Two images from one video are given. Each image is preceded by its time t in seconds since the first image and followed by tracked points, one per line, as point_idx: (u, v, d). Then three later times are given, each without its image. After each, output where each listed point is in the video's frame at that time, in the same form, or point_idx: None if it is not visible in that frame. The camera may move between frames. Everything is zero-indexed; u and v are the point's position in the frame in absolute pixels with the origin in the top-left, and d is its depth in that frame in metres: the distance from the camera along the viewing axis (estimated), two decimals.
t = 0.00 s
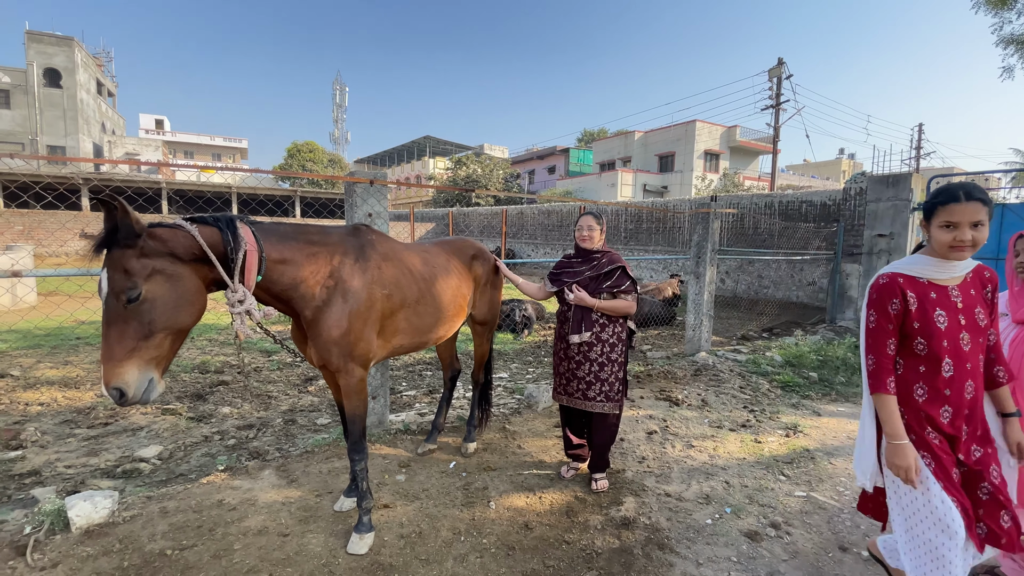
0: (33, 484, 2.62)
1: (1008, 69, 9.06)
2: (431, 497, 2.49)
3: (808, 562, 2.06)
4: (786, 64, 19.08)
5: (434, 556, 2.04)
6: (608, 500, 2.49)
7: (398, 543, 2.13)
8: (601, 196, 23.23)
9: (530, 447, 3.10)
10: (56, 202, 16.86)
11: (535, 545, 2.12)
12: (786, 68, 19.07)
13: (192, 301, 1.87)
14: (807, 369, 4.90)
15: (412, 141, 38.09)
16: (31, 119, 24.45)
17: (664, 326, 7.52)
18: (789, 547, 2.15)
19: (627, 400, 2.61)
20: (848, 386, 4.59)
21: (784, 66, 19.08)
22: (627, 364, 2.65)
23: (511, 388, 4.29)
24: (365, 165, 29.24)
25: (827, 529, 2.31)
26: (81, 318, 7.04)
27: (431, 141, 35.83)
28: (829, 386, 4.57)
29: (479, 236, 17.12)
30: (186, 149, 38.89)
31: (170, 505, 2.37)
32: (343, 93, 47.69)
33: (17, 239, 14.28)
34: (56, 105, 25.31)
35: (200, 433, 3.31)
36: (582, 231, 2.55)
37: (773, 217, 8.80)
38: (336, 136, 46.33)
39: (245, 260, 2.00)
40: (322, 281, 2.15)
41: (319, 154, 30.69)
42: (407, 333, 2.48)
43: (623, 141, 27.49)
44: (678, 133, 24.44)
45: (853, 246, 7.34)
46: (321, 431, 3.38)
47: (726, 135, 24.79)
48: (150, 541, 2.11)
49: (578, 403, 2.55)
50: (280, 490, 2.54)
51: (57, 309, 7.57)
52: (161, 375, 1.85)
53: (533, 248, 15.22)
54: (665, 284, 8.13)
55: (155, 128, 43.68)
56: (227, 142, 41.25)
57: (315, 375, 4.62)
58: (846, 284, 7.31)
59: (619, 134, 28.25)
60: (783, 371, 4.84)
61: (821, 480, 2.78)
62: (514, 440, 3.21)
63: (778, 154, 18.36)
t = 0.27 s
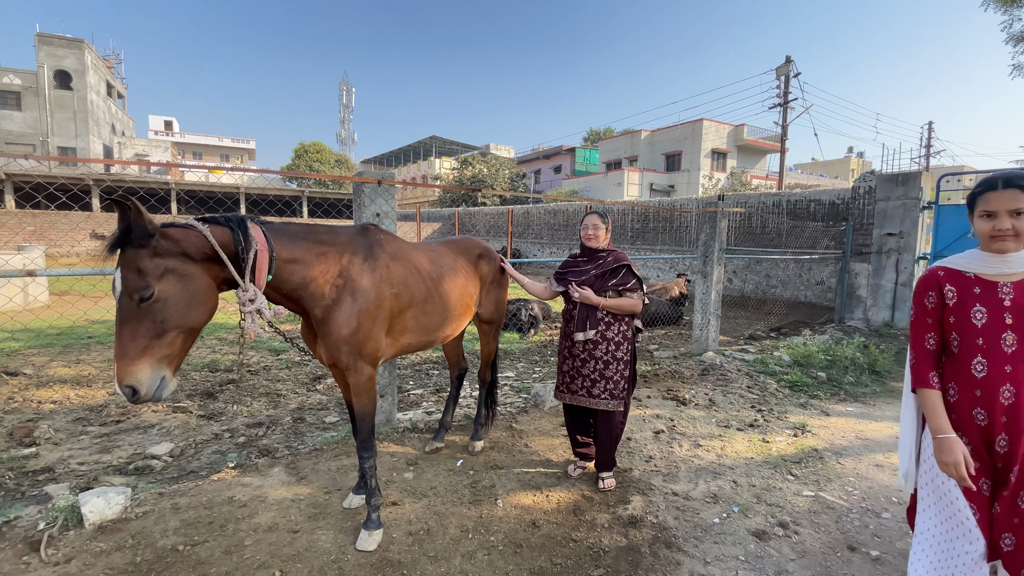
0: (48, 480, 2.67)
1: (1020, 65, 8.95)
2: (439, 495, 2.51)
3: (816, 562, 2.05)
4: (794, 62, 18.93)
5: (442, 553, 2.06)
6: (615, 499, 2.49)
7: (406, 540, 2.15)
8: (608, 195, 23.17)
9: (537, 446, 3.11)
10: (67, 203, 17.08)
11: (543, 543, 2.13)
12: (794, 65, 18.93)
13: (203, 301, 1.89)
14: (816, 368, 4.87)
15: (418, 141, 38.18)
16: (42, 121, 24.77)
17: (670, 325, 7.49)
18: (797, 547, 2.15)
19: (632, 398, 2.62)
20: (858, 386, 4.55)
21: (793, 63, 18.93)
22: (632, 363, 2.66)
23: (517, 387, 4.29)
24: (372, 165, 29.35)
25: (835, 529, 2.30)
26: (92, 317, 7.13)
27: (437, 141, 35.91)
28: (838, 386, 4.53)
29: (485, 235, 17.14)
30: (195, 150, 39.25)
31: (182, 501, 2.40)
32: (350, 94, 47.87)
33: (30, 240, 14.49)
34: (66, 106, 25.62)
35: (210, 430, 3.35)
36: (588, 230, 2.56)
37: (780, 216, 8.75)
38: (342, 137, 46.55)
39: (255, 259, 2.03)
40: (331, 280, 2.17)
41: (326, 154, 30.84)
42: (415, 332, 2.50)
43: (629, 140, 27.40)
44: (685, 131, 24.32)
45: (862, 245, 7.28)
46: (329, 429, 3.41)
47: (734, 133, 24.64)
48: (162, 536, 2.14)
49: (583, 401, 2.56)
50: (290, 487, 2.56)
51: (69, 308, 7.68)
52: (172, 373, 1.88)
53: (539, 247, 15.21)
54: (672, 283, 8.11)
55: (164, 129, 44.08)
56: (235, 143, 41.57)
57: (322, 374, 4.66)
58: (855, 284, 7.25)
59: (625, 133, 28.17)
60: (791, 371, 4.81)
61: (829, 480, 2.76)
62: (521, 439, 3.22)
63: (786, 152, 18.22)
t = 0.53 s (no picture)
0: (58, 477, 2.70)
1: None
2: (444, 493, 2.52)
3: (821, 563, 2.04)
4: (801, 60, 18.81)
5: (446, 552, 2.07)
6: (620, 499, 2.49)
7: (411, 538, 2.16)
8: (613, 195, 23.12)
9: (541, 445, 3.11)
10: (77, 203, 17.27)
11: (547, 542, 2.13)
12: (801, 64, 18.81)
13: (209, 301, 1.91)
14: (822, 369, 4.84)
15: (423, 141, 38.26)
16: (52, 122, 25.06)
17: (676, 325, 7.47)
18: (802, 547, 2.14)
19: (636, 397, 2.62)
20: (864, 387, 4.52)
21: (800, 62, 18.81)
22: (635, 363, 2.66)
23: (522, 387, 4.30)
24: (378, 166, 29.45)
25: (840, 529, 2.29)
26: (102, 317, 7.21)
27: (442, 141, 35.96)
28: (844, 387, 4.50)
29: (490, 235, 17.16)
30: (202, 151, 39.54)
31: (190, 499, 2.43)
32: (356, 94, 48.04)
33: (41, 240, 14.67)
34: (76, 108, 25.90)
35: (217, 429, 3.38)
36: (592, 230, 2.56)
37: (787, 216, 8.70)
38: (349, 137, 46.74)
39: (261, 260, 2.04)
40: (337, 280, 2.18)
41: (332, 155, 30.97)
42: (420, 332, 2.51)
43: (635, 139, 27.33)
44: (690, 130, 24.23)
45: (870, 244, 7.23)
46: (335, 428, 3.43)
47: (740, 132, 24.53)
48: (170, 533, 2.16)
49: (587, 400, 2.56)
50: (296, 485, 2.59)
51: (79, 308, 7.77)
52: (178, 372, 1.90)
53: (544, 247, 15.21)
54: (677, 283, 8.09)
55: (172, 130, 44.45)
56: (242, 143, 41.84)
57: (328, 373, 4.69)
58: (862, 283, 7.19)
59: (631, 132, 28.09)
60: (797, 371, 4.78)
61: (835, 481, 2.75)
62: (525, 438, 3.22)
63: (793, 151, 18.11)
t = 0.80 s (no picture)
0: (67, 475, 2.73)
1: None
2: (448, 493, 2.52)
3: (828, 565, 2.03)
4: (807, 59, 18.70)
5: (450, 552, 2.07)
6: (624, 499, 2.49)
7: (415, 537, 2.17)
8: (618, 195, 23.08)
9: (546, 446, 3.11)
10: (86, 205, 17.45)
11: (551, 543, 2.13)
12: (808, 63, 18.70)
13: (215, 301, 1.92)
14: (829, 370, 4.80)
15: (428, 142, 38.35)
16: (61, 124, 25.34)
17: (681, 326, 7.45)
18: (808, 550, 2.13)
19: (640, 398, 2.61)
20: (872, 388, 4.48)
21: (806, 61, 18.70)
22: (640, 363, 2.65)
23: (526, 387, 4.30)
24: (383, 166, 29.55)
25: (847, 532, 2.27)
26: (110, 316, 7.28)
27: (447, 141, 36.01)
28: (851, 388, 4.47)
29: (495, 236, 17.17)
30: (209, 152, 39.84)
31: (197, 497, 2.44)
32: (361, 95, 48.22)
33: (51, 241, 14.85)
34: (85, 110, 26.17)
35: (223, 428, 3.40)
36: (596, 230, 2.56)
37: (793, 216, 8.65)
38: (354, 138, 46.95)
39: (266, 260, 2.05)
40: (341, 280, 2.19)
41: (338, 155, 31.10)
42: (424, 332, 2.52)
43: (640, 139, 27.26)
44: (696, 130, 24.14)
45: (878, 244, 7.17)
46: (340, 427, 3.45)
47: (746, 132, 24.42)
48: (177, 531, 2.18)
49: (592, 400, 2.55)
50: (302, 484, 2.60)
51: (88, 308, 7.85)
52: (185, 372, 1.91)
53: (549, 247, 15.20)
54: (682, 283, 8.06)
55: (179, 131, 44.80)
56: (248, 145, 42.10)
57: (334, 373, 4.71)
58: (869, 284, 7.14)
59: (636, 132, 28.03)
60: (803, 372, 4.75)
61: (842, 483, 2.73)
62: (529, 439, 3.22)
63: (799, 151, 18.01)
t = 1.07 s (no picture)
0: (77, 474, 2.76)
1: None
2: (454, 493, 2.53)
3: (835, 567, 2.02)
4: (814, 58, 18.59)
5: (457, 551, 2.08)
6: (630, 500, 2.48)
7: (421, 537, 2.17)
8: (623, 195, 23.03)
9: (551, 446, 3.11)
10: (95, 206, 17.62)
11: (557, 543, 2.13)
12: (814, 62, 18.59)
13: (223, 302, 1.94)
14: (836, 371, 4.77)
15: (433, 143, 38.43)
16: (70, 127, 25.59)
17: (687, 326, 7.42)
18: (816, 551, 2.12)
19: (647, 398, 2.61)
20: (880, 389, 4.45)
21: (813, 60, 18.59)
22: (646, 363, 2.65)
23: (532, 387, 4.30)
24: (388, 167, 29.63)
25: (855, 533, 2.26)
26: (119, 317, 7.34)
27: (452, 142, 36.06)
28: (859, 389, 4.44)
29: (500, 236, 17.19)
30: (216, 154, 40.12)
31: (205, 496, 2.46)
32: (366, 97, 48.41)
33: (60, 242, 15.01)
34: (93, 112, 26.43)
35: (231, 428, 3.43)
36: (602, 231, 2.55)
37: (800, 215, 8.60)
38: (359, 139, 47.16)
39: (274, 261, 2.07)
40: (347, 280, 2.20)
41: (343, 157, 31.23)
42: (430, 332, 2.53)
43: (645, 139, 27.19)
44: (701, 130, 24.05)
45: (886, 244, 7.12)
46: (346, 427, 3.46)
47: (751, 131, 24.31)
48: (185, 530, 2.20)
49: (599, 401, 2.55)
50: (308, 484, 2.61)
51: (96, 308, 7.92)
52: (192, 372, 1.93)
53: (554, 248, 15.20)
54: (688, 284, 8.03)
55: (186, 133, 45.11)
56: (254, 146, 42.35)
57: (340, 373, 4.73)
58: (877, 284, 7.09)
59: (641, 132, 27.97)
60: (811, 373, 4.72)
61: (849, 484, 2.71)
62: (535, 439, 3.22)
63: (806, 151, 17.90)
